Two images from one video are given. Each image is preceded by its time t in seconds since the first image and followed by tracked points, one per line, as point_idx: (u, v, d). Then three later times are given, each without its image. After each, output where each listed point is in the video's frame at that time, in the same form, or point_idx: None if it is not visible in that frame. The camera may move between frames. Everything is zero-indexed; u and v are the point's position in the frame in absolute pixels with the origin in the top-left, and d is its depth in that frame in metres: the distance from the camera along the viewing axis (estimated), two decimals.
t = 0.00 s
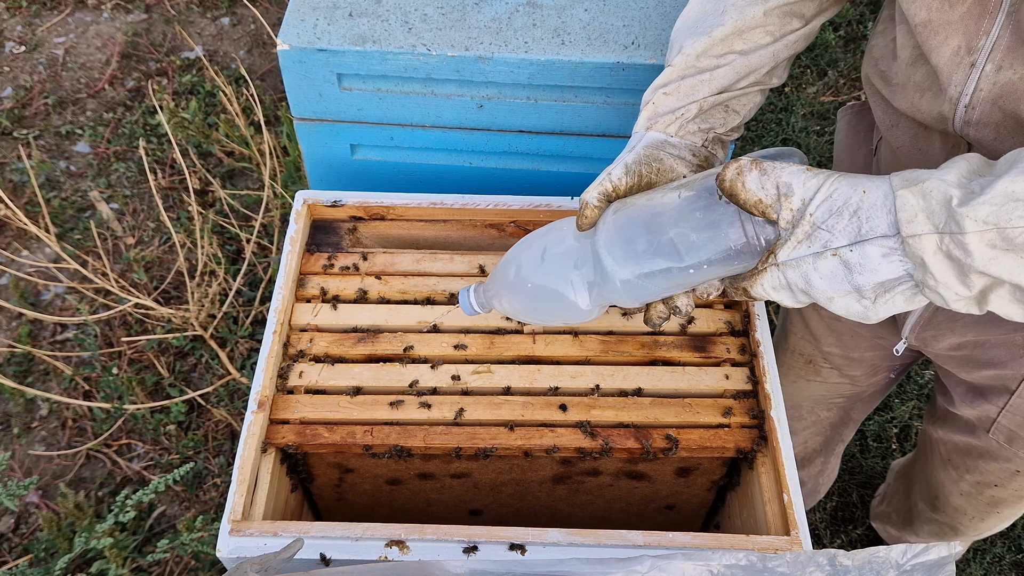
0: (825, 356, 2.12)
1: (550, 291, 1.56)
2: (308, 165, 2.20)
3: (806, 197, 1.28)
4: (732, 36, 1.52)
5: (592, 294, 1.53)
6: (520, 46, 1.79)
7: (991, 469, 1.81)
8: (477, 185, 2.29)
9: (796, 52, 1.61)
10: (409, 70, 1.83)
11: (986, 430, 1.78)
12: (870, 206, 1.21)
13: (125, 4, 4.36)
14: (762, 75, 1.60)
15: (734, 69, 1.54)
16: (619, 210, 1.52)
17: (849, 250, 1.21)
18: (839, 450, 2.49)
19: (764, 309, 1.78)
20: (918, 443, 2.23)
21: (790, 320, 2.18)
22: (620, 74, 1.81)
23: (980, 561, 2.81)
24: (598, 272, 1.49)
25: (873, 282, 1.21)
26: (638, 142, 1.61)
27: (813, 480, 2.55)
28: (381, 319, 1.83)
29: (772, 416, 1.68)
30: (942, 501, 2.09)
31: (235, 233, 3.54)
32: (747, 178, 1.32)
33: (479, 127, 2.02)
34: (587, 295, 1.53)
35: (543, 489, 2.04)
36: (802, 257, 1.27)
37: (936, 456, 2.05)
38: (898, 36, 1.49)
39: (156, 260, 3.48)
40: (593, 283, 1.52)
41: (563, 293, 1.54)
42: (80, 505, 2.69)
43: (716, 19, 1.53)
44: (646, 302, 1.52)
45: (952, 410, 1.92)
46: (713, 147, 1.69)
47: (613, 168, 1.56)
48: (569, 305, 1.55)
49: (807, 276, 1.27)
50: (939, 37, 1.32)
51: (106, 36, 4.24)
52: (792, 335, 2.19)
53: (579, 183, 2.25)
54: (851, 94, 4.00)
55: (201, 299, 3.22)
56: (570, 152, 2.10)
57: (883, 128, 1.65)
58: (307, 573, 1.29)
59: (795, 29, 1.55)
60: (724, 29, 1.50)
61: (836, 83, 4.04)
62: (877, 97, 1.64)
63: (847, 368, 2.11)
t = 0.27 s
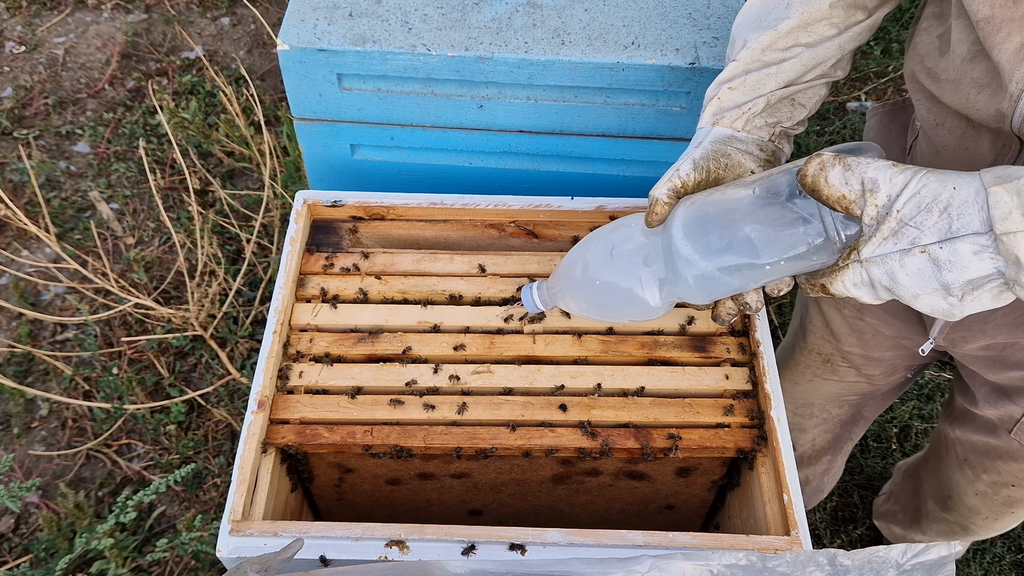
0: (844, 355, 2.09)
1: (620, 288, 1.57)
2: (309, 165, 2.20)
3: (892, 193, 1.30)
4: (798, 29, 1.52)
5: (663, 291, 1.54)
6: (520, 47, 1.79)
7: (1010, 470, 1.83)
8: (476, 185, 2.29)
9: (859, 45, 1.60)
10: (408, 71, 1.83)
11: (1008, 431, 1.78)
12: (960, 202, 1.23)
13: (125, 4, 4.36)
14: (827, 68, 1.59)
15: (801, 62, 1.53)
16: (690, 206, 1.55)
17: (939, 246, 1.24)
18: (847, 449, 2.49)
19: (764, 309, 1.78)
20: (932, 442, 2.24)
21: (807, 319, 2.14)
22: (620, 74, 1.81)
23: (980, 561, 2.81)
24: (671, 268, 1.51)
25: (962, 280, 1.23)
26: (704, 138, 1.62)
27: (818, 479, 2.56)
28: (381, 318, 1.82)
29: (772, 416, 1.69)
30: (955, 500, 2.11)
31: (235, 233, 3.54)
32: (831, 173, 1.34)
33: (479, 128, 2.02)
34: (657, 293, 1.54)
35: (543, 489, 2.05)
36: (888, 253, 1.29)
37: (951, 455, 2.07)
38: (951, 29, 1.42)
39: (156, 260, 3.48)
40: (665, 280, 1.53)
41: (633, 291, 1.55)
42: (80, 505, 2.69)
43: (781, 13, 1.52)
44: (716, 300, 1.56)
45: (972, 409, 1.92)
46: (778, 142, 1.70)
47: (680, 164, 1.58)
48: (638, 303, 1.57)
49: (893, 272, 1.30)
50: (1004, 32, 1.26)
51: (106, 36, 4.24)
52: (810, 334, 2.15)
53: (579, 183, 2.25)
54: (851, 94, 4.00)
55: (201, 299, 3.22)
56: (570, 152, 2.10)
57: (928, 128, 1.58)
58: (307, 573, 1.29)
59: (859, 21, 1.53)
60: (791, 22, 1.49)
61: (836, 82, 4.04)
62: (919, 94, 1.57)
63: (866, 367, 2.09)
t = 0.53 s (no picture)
0: (871, 357, 2.07)
1: (693, 286, 1.55)
2: (308, 165, 2.20)
3: (984, 193, 1.24)
4: (872, 27, 1.51)
5: (738, 289, 1.52)
6: (520, 47, 1.79)
7: None
8: (476, 186, 2.29)
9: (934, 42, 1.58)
10: (409, 71, 1.83)
11: None
12: None
13: (125, 4, 4.36)
14: (900, 66, 1.58)
15: (875, 60, 1.53)
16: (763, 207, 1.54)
17: None
18: (861, 449, 2.49)
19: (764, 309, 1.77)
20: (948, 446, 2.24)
21: (835, 318, 2.09)
22: (620, 74, 1.81)
23: (980, 561, 2.82)
24: (747, 268, 1.49)
25: None
26: (776, 135, 1.62)
27: (826, 478, 2.57)
28: (381, 318, 1.82)
29: (772, 416, 1.69)
30: (973, 506, 2.11)
31: (235, 233, 3.54)
32: (920, 172, 1.29)
33: (479, 128, 2.02)
34: (732, 290, 1.52)
35: (543, 489, 2.05)
36: (978, 253, 1.25)
37: (971, 460, 2.07)
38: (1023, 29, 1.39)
39: (156, 260, 3.48)
40: (740, 278, 1.51)
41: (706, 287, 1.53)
42: (80, 505, 2.69)
43: (854, 10, 1.51)
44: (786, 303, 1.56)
45: (1002, 416, 1.90)
46: (850, 140, 1.69)
47: (753, 163, 1.56)
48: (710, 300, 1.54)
49: (982, 272, 1.26)
50: None
51: (106, 36, 4.24)
52: (837, 333, 2.10)
53: (580, 183, 2.25)
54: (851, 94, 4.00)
55: (200, 299, 3.22)
56: (570, 152, 2.10)
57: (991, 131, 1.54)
58: (306, 573, 1.28)
59: (933, 19, 1.52)
60: (865, 20, 1.48)
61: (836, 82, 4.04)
62: (981, 97, 1.54)
63: (894, 369, 2.08)
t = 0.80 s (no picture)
0: (905, 362, 2.03)
1: (769, 291, 1.49)
2: (309, 165, 2.20)
3: None
4: (950, 31, 1.44)
5: (817, 295, 1.46)
6: (520, 47, 1.79)
7: None
8: (477, 186, 2.29)
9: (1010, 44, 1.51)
10: (409, 71, 1.83)
11: None
12: None
13: (125, 4, 4.37)
14: (978, 70, 1.51)
15: (953, 64, 1.46)
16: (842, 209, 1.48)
17: None
18: (878, 449, 2.49)
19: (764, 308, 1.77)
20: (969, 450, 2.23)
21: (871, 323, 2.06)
22: (620, 74, 1.81)
23: (980, 561, 2.81)
24: (825, 271, 1.44)
25: None
26: (851, 139, 1.56)
27: (837, 477, 2.55)
28: (381, 318, 1.82)
29: (772, 416, 1.69)
30: (994, 511, 2.09)
31: (235, 233, 3.54)
32: (1014, 177, 1.19)
33: (479, 127, 2.02)
34: (810, 296, 1.46)
35: (543, 489, 2.05)
36: None
37: (995, 466, 2.04)
38: None
39: (156, 260, 3.48)
40: (819, 282, 1.45)
41: (782, 292, 1.47)
42: (80, 505, 2.69)
43: (932, 15, 1.44)
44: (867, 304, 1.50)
45: None
46: (926, 144, 1.61)
47: (830, 166, 1.51)
48: (785, 306, 1.48)
49: None
50: None
51: (106, 36, 4.24)
52: (871, 338, 2.07)
53: (581, 184, 2.25)
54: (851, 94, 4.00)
55: (200, 299, 3.22)
56: (570, 152, 2.10)
57: None
58: (305, 573, 1.28)
59: (1011, 22, 1.45)
60: (944, 24, 1.42)
61: (836, 82, 4.04)
62: None
63: (927, 375, 2.04)
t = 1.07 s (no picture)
0: (928, 367, 2.02)
1: (837, 301, 1.49)
2: (308, 165, 2.20)
3: None
4: (1014, 35, 1.44)
5: (887, 305, 1.46)
6: (521, 47, 1.79)
7: None
8: (477, 186, 2.29)
9: None
10: (409, 71, 1.83)
11: None
12: None
13: (125, 4, 4.37)
14: None
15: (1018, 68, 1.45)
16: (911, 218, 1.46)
17: None
18: (888, 451, 2.50)
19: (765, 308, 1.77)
20: (983, 454, 2.24)
21: (894, 326, 2.04)
22: (621, 74, 1.81)
23: (980, 561, 2.81)
24: (898, 281, 1.43)
25: None
26: (918, 146, 1.53)
27: (844, 476, 2.56)
28: (380, 318, 1.81)
29: (772, 416, 1.69)
30: (1006, 513, 2.09)
31: (235, 233, 3.54)
32: None
33: (479, 128, 2.02)
34: (879, 306, 1.46)
35: (542, 489, 2.05)
36: None
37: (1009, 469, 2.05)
38: None
39: (156, 260, 3.48)
40: (889, 293, 1.45)
41: (851, 302, 1.47)
42: (80, 504, 2.69)
43: (994, 20, 1.45)
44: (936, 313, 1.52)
45: None
46: (994, 151, 1.57)
47: (898, 175, 1.48)
48: (854, 317, 1.48)
49: None
50: None
51: (106, 36, 4.24)
52: (893, 342, 2.05)
53: (581, 184, 2.25)
54: (851, 94, 4.00)
55: (201, 299, 3.23)
56: (570, 152, 2.10)
57: None
58: (305, 573, 1.28)
59: None
60: (1008, 28, 1.42)
61: (836, 83, 4.04)
62: None
63: (949, 381, 2.04)
